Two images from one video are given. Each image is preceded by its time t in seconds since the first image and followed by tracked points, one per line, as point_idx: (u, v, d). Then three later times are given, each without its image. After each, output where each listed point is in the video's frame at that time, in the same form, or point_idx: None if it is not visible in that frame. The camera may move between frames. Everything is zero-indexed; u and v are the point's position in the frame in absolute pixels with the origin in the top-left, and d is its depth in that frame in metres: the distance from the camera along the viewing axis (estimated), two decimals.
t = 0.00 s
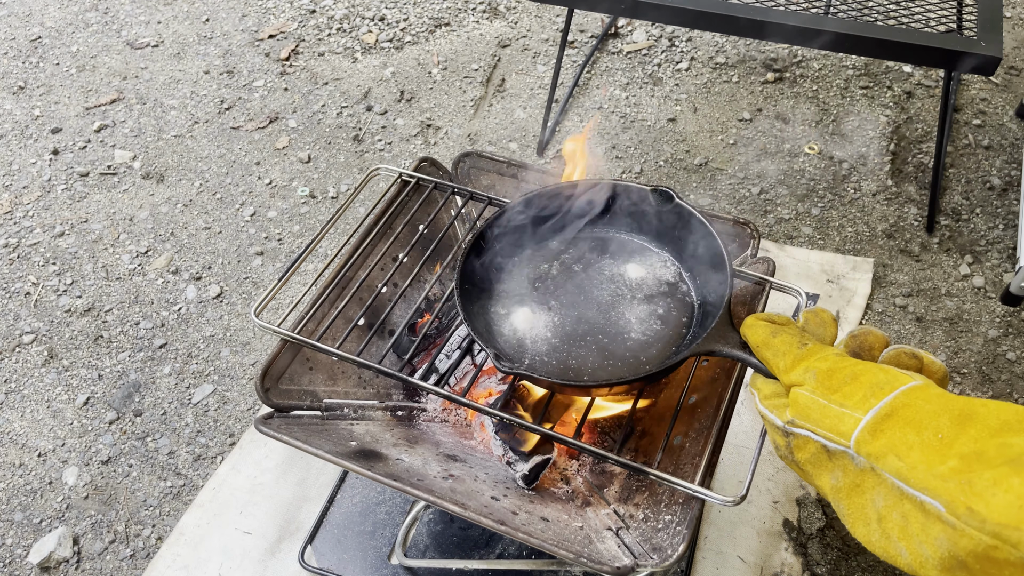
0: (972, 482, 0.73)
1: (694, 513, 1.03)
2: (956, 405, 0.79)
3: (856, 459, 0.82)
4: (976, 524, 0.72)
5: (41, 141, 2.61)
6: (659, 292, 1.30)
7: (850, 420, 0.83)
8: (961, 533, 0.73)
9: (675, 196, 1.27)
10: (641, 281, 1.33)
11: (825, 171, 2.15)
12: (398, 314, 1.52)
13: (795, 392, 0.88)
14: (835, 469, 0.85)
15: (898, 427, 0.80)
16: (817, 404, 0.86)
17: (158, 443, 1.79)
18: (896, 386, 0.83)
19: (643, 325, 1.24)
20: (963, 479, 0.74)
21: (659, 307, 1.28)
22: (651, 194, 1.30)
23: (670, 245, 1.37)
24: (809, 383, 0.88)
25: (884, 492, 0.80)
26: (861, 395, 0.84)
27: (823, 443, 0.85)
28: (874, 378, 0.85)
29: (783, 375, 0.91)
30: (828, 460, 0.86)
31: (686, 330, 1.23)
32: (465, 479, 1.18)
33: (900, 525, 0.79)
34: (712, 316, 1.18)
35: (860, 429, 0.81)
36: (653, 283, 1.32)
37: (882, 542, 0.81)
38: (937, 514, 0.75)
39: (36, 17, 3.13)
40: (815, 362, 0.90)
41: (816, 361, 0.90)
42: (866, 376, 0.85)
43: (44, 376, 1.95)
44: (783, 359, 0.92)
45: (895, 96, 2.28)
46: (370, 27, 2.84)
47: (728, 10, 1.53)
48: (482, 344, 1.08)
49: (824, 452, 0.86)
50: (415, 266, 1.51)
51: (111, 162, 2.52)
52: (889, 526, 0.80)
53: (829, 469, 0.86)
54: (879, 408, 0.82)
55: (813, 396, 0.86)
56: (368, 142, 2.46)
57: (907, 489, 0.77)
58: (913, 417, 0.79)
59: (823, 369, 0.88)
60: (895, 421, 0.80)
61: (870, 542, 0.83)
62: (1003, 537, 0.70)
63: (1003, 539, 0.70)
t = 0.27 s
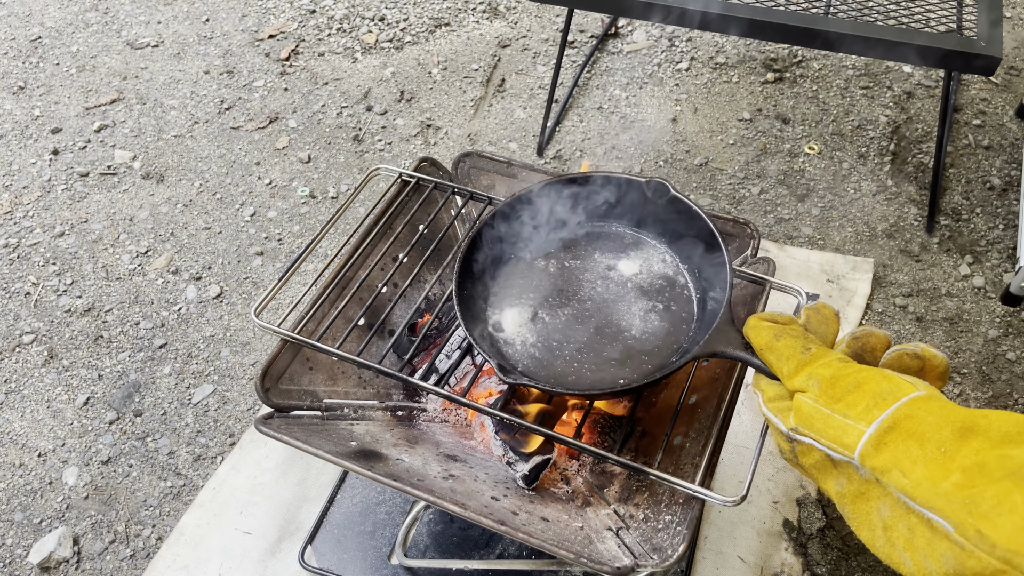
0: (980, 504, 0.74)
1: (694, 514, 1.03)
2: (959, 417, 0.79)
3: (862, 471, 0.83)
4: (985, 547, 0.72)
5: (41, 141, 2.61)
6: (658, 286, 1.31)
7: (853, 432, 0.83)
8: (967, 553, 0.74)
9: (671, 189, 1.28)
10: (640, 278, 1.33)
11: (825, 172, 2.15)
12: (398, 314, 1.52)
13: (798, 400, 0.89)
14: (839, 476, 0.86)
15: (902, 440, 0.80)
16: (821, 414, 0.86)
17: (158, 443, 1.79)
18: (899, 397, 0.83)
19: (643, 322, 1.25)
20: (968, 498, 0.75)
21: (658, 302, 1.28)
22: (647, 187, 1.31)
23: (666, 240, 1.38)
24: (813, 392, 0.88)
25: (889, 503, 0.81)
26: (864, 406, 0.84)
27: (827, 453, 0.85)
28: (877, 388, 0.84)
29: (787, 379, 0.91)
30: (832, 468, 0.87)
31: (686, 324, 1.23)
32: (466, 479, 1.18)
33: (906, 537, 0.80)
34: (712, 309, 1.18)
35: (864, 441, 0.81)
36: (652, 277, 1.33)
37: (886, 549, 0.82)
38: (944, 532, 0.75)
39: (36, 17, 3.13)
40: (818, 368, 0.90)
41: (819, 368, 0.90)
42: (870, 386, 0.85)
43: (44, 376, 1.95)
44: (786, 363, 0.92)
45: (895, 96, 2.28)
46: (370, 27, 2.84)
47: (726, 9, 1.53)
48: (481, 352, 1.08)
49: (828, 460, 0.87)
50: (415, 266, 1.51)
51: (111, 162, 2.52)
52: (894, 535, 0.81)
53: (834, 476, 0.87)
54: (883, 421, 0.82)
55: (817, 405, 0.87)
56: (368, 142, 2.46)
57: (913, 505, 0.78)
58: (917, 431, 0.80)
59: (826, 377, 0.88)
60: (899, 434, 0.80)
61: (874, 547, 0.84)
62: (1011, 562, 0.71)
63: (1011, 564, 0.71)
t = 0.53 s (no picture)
0: (978, 475, 0.73)
1: (694, 513, 1.03)
2: (962, 394, 0.79)
3: (862, 449, 0.82)
4: (981, 518, 0.71)
5: (41, 141, 2.61)
6: (656, 289, 1.31)
7: (854, 411, 0.83)
8: (966, 525, 0.72)
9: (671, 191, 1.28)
10: (639, 279, 1.33)
11: (825, 171, 2.15)
12: (398, 314, 1.52)
13: (798, 380, 0.89)
14: (840, 458, 0.86)
15: (904, 416, 0.80)
16: (821, 394, 0.86)
17: (158, 443, 1.79)
18: (900, 376, 0.83)
19: (643, 322, 1.25)
20: (967, 470, 0.74)
21: (657, 304, 1.28)
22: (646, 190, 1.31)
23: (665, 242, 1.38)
24: (813, 373, 0.89)
25: (890, 481, 0.80)
26: (865, 384, 0.84)
27: (827, 433, 0.85)
28: (879, 368, 0.85)
29: (787, 365, 0.92)
30: (833, 450, 0.86)
31: (686, 326, 1.23)
32: (465, 479, 1.18)
33: (906, 515, 0.79)
34: (711, 311, 1.19)
35: (864, 419, 0.82)
36: (649, 279, 1.33)
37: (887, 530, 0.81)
38: (942, 506, 0.74)
39: (36, 17, 3.13)
40: (819, 351, 0.91)
41: (820, 351, 0.90)
42: (870, 365, 0.85)
43: (44, 376, 1.95)
44: (785, 349, 0.92)
45: (895, 96, 2.28)
46: (370, 27, 2.84)
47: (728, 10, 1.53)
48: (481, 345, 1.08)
49: (829, 442, 0.86)
50: (415, 266, 1.51)
51: (111, 162, 2.52)
52: (895, 516, 0.80)
53: (834, 459, 0.87)
54: (884, 399, 0.82)
55: (818, 385, 0.87)
56: (368, 142, 2.46)
57: (912, 480, 0.77)
58: (918, 406, 0.79)
59: (826, 359, 0.89)
60: (900, 411, 0.80)
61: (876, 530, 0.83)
62: (1008, 531, 0.69)
63: (1008, 533, 0.69)
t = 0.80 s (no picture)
0: (992, 441, 0.75)
1: (694, 513, 1.03)
2: (970, 372, 0.81)
3: (871, 429, 0.82)
4: (996, 480, 0.72)
5: (41, 141, 2.61)
6: (656, 291, 1.31)
7: (865, 391, 0.84)
8: (982, 491, 0.73)
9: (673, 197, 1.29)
10: (640, 280, 1.33)
11: (825, 171, 2.15)
12: (398, 314, 1.52)
13: (805, 366, 0.89)
14: (845, 442, 0.85)
15: (914, 393, 0.82)
16: (829, 376, 0.87)
17: (158, 443, 1.79)
18: (908, 359, 0.85)
19: (643, 322, 1.25)
20: (981, 438, 0.75)
21: (657, 305, 1.28)
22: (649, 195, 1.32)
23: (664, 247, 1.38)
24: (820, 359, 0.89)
25: (899, 460, 0.81)
26: (875, 367, 0.86)
27: (836, 414, 0.85)
28: (885, 354, 0.87)
29: (791, 357, 0.92)
30: (838, 435, 0.86)
31: (685, 328, 1.23)
32: (465, 478, 1.18)
33: (917, 492, 0.79)
34: (712, 312, 1.19)
35: (876, 398, 0.83)
36: (649, 282, 1.33)
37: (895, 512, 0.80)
38: (956, 474, 0.75)
39: (36, 17, 3.13)
40: (824, 341, 0.92)
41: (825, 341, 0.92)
42: (877, 352, 0.88)
43: (44, 376, 1.95)
44: (790, 342, 0.93)
45: (895, 96, 2.28)
46: (370, 27, 2.84)
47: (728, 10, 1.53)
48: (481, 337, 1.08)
49: (835, 426, 0.86)
50: (415, 266, 1.51)
51: (111, 162, 2.52)
52: (904, 495, 0.80)
53: (838, 445, 0.86)
54: (894, 378, 0.83)
55: (826, 369, 0.88)
56: (368, 142, 2.46)
57: (925, 452, 0.78)
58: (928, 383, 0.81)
59: (832, 347, 0.90)
60: (910, 389, 0.82)
61: (880, 515, 0.82)
62: None
63: None
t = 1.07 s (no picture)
0: (1004, 430, 0.75)
1: (694, 513, 1.03)
2: (978, 365, 0.82)
3: (879, 421, 0.82)
4: (1011, 467, 0.72)
5: (41, 141, 2.61)
6: (656, 290, 1.31)
7: (873, 383, 0.84)
8: (993, 479, 0.73)
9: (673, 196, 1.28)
10: (640, 280, 1.33)
11: (825, 171, 2.15)
12: (398, 314, 1.52)
13: (812, 360, 0.90)
14: (852, 435, 0.85)
15: (923, 384, 0.82)
16: (837, 369, 0.87)
17: (158, 443, 1.79)
18: (915, 353, 0.86)
19: (644, 321, 1.25)
20: (992, 427, 0.76)
21: (658, 304, 1.28)
22: (649, 194, 1.31)
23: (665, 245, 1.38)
24: (827, 353, 0.90)
25: (908, 452, 0.80)
26: (881, 360, 0.87)
27: (843, 407, 0.85)
28: (891, 348, 0.88)
29: (796, 352, 0.92)
30: (845, 428, 0.86)
31: (686, 325, 1.23)
32: (465, 478, 1.18)
33: (927, 483, 0.79)
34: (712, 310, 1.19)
35: (884, 390, 0.83)
36: (649, 280, 1.33)
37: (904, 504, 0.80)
38: (968, 463, 0.75)
39: (36, 17, 3.13)
40: (829, 336, 0.92)
41: (830, 336, 0.92)
42: (884, 346, 0.88)
43: (44, 376, 1.95)
44: (795, 338, 0.93)
45: (895, 96, 2.28)
46: (370, 27, 2.84)
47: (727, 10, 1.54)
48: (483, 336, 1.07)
49: (841, 419, 0.86)
50: (415, 265, 1.50)
51: (111, 162, 2.52)
52: (914, 487, 0.80)
53: (844, 439, 0.86)
54: (902, 371, 0.84)
55: (833, 363, 0.88)
56: (368, 142, 2.46)
57: (935, 442, 0.78)
58: (937, 375, 0.82)
59: (838, 341, 0.91)
60: (918, 380, 0.83)
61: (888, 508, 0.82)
62: None
63: None
